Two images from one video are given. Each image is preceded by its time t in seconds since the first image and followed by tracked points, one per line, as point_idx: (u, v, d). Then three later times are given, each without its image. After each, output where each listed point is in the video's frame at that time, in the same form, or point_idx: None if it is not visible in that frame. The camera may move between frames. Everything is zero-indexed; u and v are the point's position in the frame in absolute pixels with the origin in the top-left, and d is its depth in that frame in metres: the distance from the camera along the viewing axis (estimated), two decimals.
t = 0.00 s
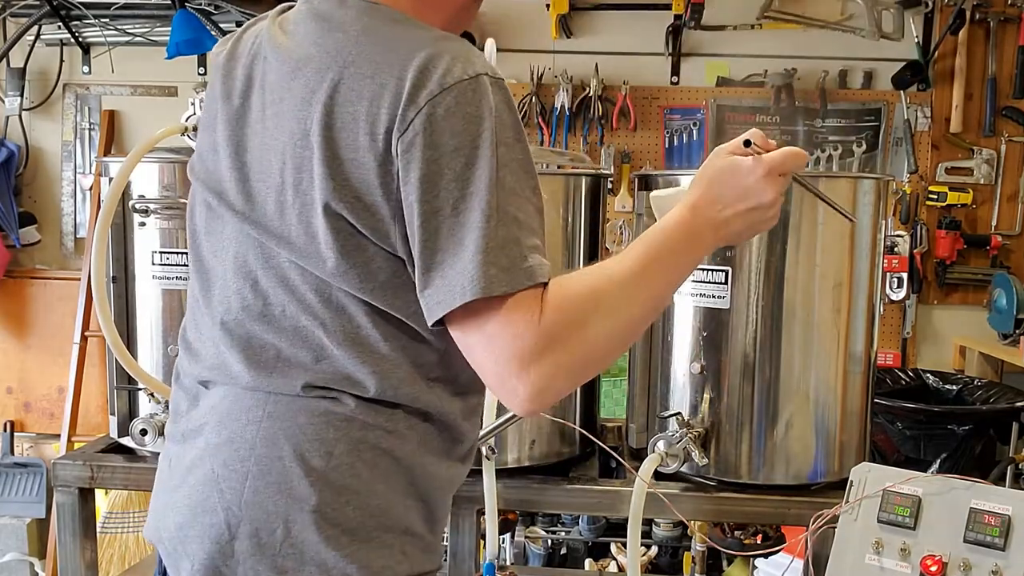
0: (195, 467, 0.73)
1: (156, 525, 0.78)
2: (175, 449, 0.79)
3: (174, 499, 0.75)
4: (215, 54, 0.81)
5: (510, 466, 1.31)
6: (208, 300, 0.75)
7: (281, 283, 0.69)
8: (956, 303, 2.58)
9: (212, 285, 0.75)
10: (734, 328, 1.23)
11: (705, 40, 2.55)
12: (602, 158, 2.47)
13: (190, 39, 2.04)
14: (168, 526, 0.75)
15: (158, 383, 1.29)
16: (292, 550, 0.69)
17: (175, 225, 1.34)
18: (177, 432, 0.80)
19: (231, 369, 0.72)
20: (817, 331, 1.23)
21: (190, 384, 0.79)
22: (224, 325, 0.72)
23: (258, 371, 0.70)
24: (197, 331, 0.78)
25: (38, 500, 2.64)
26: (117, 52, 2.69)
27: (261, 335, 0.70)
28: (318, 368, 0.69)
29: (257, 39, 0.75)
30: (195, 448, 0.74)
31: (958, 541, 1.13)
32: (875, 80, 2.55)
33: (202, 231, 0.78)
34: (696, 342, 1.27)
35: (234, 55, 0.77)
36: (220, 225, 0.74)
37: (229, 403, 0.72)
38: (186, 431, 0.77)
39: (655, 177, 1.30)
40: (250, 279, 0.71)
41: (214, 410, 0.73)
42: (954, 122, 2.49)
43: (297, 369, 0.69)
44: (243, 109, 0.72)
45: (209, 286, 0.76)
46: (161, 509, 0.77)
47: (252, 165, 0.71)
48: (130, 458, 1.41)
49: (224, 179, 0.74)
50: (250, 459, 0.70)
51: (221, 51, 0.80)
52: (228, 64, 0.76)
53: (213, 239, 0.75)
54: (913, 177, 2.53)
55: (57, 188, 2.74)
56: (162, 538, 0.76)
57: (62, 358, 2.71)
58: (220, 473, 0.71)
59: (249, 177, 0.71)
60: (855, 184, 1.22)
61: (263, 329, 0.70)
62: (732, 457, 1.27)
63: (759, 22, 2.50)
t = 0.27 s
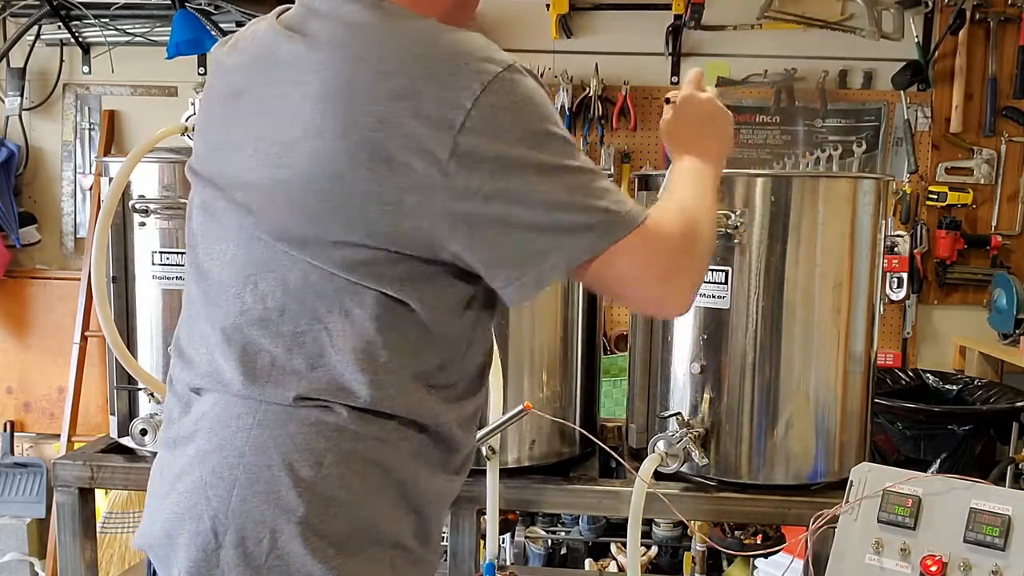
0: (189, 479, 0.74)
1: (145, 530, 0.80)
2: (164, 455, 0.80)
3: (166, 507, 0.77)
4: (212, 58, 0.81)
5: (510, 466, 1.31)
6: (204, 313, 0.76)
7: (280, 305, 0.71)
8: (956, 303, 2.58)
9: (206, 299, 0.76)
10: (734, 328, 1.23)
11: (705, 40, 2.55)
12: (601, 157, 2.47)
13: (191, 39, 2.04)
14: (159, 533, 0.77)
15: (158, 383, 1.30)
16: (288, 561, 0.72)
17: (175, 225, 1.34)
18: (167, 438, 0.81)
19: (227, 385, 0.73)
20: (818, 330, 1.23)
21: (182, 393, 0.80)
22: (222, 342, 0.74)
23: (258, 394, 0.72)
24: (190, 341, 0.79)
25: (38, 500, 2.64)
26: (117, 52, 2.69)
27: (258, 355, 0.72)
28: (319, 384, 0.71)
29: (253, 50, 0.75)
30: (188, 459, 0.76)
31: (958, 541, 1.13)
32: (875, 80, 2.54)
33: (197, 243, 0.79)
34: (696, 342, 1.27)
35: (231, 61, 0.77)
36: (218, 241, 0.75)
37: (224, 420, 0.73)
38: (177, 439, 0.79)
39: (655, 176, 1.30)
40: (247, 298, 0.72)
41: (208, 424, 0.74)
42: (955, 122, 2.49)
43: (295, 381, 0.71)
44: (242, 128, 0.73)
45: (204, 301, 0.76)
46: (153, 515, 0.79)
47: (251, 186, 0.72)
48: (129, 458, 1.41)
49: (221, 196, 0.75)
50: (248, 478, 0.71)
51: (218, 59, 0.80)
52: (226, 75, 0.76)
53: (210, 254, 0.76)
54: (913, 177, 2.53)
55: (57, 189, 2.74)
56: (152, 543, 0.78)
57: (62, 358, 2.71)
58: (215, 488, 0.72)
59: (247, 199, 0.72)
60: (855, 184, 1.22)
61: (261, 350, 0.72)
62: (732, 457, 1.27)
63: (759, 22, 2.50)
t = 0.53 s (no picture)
0: (203, 457, 0.81)
1: (153, 510, 0.85)
2: (171, 438, 0.86)
3: (177, 486, 0.82)
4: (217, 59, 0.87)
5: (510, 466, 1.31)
6: (216, 302, 0.83)
7: (297, 287, 0.78)
8: (956, 303, 2.58)
9: (219, 288, 0.83)
10: (734, 328, 1.24)
11: (705, 40, 2.55)
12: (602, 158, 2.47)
13: (191, 40, 2.04)
14: (167, 511, 0.82)
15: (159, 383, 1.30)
16: (302, 529, 0.77)
17: (175, 225, 1.34)
18: (173, 421, 0.86)
19: (242, 366, 0.80)
20: (817, 330, 1.23)
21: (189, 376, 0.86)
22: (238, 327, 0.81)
23: (270, 374, 0.78)
24: (201, 328, 0.85)
25: (38, 500, 2.64)
26: (117, 52, 2.69)
27: (270, 338, 0.79)
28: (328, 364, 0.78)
29: (269, 56, 0.82)
30: (201, 438, 0.82)
31: (958, 541, 1.13)
32: (875, 80, 2.54)
33: (207, 236, 0.85)
34: (696, 343, 1.27)
35: (242, 64, 0.83)
36: (233, 236, 0.82)
37: (239, 399, 0.80)
38: (187, 421, 0.84)
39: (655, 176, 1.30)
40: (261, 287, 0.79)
41: (223, 403, 0.81)
42: (954, 122, 2.49)
43: (305, 363, 0.78)
44: (262, 132, 0.81)
45: (216, 290, 0.83)
46: (161, 495, 0.84)
47: (270, 186, 0.80)
48: (130, 458, 1.41)
49: (238, 194, 0.82)
50: (260, 452, 0.78)
51: (227, 61, 0.86)
52: (239, 78, 0.83)
53: (222, 247, 0.83)
54: (913, 177, 2.53)
55: (57, 189, 2.74)
56: (159, 522, 0.83)
57: (62, 358, 2.71)
58: (229, 463, 0.78)
59: (266, 196, 0.80)
60: (854, 184, 1.22)
61: (273, 334, 0.78)
62: (732, 457, 1.27)
63: (759, 22, 2.51)
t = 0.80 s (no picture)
0: (212, 459, 0.79)
1: (166, 516, 0.83)
2: (180, 442, 0.84)
3: (188, 490, 0.80)
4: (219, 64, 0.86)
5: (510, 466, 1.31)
6: (223, 301, 0.81)
7: (309, 278, 0.76)
8: (956, 303, 2.58)
9: (226, 287, 0.81)
10: (734, 328, 1.24)
11: (705, 40, 2.55)
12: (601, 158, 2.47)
13: (191, 39, 2.04)
14: (181, 516, 0.81)
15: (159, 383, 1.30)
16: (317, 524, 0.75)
17: (175, 225, 1.34)
18: (181, 425, 0.84)
19: (249, 365, 0.78)
20: (818, 330, 1.23)
21: (197, 380, 0.84)
22: (246, 325, 0.79)
23: (275, 370, 0.76)
24: (206, 328, 0.83)
25: (38, 500, 2.64)
26: (117, 52, 2.69)
27: (276, 333, 0.76)
28: (334, 358, 0.75)
29: (272, 52, 0.81)
30: (210, 440, 0.80)
31: (958, 541, 1.13)
32: (875, 80, 2.55)
33: (214, 236, 0.83)
34: (696, 342, 1.27)
35: (245, 64, 0.82)
36: (239, 231, 0.80)
37: (244, 397, 0.78)
38: (196, 424, 0.83)
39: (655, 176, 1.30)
40: (268, 283, 0.77)
41: (231, 401, 0.79)
42: (955, 122, 2.49)
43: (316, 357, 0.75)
44: (268, 127, 0.80)
45: (222, 289, 0.81)
46: (174, 501, 0.82)
47: (277, 179, 0.78)
48: (130, 458, 1.41)
49: (244, 190, 0.80)
50: (266, 451, 0.75)
51: (231, 57, 0.84)
52: (242, 77, 0.82)
53: (228, 244, 0.81)
54: (913, 177, 2.53)
55: (57, 188, 2.75)
56: (172, 528, 0.82)
57: (62, 358, 2.71)
58: (237, 463, 0.76)
59: (273, 190, 0.78)
60: (855, 184, 1.22)
61: (280, 329, 0.76)
62: (732, 457, 1.27)
63: (759, 22, 2.51)
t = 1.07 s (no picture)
0: (219, 457, 0.79)
1: (174, 514, 0.84)
2: (187, 440, 0.84)
3: (196, 487, 0.81)
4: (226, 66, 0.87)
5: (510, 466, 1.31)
6: (230, 299, 0.81)
7: (315, 277, 0.76)
8: (956, 303, 2.58)
9: (234, 285, 0.81)
10: (734, 328, 1.24)
11: (705, 40, 2.55)
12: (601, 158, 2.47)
13: (191, 39, 2.04)
14: (189, 514, 0.81)
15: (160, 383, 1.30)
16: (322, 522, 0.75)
17: (175, 225, 1.34)
18: (187, 424, 0.85)
19: (257, 363, 0.78)
20: (818, 330, 1.23)
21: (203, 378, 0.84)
22: (253, 323, 0.79)
23: (282, 368, 0.76)
24: (213, 327, 0.83)
25: (38, 500, 2.64)
26: (117, 52, 2.69)
27: (284, 331, 0.77)
28: (340, 356, 0.75)
29: (277, 52, 0.81)
30: (217, 438, 0.80)
31: (958, 542, 1.13)
32: (875, 80, 2.55)
33: (222, 234, 0.83)
34: (696, 342, 1.27)
35: (252, 65, 0.83)
36: (246, 230, 0.80)
37: (252, 396, 0.78)
38: (203, 422, 0.83)
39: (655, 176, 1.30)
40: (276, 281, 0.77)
41: (238, 399, 0.79)
42: (954, 122, 2.49)
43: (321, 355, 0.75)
44: (274, 126, 0.80)
45: (229, 288, 0.81)
46: (181, 499, 0.82)
47: (284, 178, 0.78)
48: (130, 458, 1.41)
49: (251, 189, 0.80)
50: (274, 448, 0.75)
51: (238, 57, 0.85)
52: (249, 78, 0.82)
53: (235, 243, 0.81)
54: (913, 177, 2.53)
55: (57, 188, 2.74)
56: (180, 526, 0.82)
57: (62, 358, 2.71)
58: (244, 461, 0.77)
59: (280, 189, 0.78)
60: (854, 184, 1.22)
61: (287, 327, 0.76)
62: (732, 457, 1.27)
63: (759, 22, 2.51)
